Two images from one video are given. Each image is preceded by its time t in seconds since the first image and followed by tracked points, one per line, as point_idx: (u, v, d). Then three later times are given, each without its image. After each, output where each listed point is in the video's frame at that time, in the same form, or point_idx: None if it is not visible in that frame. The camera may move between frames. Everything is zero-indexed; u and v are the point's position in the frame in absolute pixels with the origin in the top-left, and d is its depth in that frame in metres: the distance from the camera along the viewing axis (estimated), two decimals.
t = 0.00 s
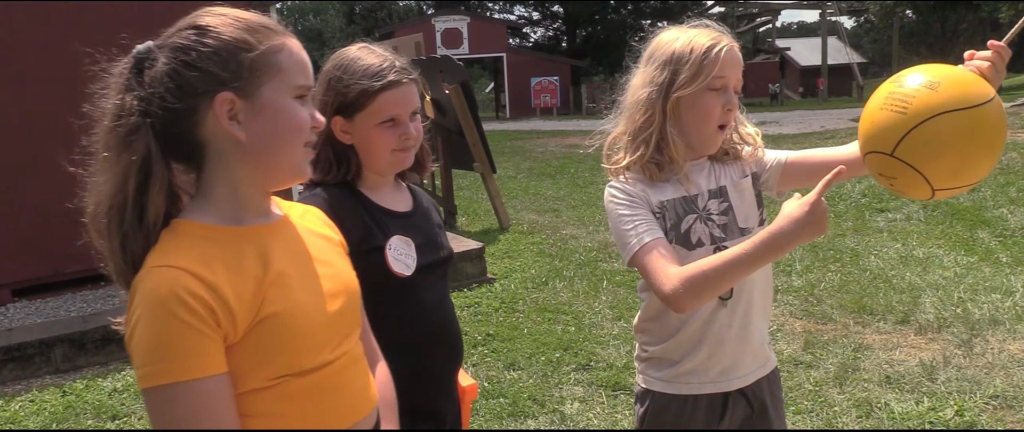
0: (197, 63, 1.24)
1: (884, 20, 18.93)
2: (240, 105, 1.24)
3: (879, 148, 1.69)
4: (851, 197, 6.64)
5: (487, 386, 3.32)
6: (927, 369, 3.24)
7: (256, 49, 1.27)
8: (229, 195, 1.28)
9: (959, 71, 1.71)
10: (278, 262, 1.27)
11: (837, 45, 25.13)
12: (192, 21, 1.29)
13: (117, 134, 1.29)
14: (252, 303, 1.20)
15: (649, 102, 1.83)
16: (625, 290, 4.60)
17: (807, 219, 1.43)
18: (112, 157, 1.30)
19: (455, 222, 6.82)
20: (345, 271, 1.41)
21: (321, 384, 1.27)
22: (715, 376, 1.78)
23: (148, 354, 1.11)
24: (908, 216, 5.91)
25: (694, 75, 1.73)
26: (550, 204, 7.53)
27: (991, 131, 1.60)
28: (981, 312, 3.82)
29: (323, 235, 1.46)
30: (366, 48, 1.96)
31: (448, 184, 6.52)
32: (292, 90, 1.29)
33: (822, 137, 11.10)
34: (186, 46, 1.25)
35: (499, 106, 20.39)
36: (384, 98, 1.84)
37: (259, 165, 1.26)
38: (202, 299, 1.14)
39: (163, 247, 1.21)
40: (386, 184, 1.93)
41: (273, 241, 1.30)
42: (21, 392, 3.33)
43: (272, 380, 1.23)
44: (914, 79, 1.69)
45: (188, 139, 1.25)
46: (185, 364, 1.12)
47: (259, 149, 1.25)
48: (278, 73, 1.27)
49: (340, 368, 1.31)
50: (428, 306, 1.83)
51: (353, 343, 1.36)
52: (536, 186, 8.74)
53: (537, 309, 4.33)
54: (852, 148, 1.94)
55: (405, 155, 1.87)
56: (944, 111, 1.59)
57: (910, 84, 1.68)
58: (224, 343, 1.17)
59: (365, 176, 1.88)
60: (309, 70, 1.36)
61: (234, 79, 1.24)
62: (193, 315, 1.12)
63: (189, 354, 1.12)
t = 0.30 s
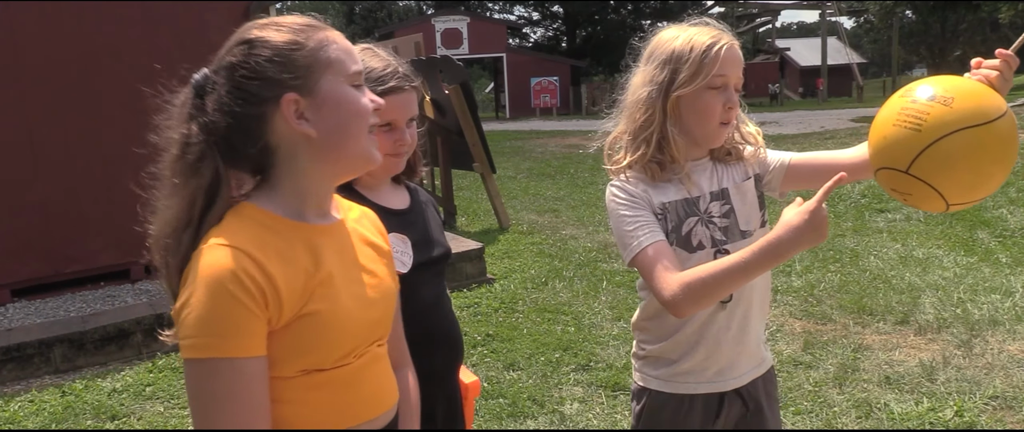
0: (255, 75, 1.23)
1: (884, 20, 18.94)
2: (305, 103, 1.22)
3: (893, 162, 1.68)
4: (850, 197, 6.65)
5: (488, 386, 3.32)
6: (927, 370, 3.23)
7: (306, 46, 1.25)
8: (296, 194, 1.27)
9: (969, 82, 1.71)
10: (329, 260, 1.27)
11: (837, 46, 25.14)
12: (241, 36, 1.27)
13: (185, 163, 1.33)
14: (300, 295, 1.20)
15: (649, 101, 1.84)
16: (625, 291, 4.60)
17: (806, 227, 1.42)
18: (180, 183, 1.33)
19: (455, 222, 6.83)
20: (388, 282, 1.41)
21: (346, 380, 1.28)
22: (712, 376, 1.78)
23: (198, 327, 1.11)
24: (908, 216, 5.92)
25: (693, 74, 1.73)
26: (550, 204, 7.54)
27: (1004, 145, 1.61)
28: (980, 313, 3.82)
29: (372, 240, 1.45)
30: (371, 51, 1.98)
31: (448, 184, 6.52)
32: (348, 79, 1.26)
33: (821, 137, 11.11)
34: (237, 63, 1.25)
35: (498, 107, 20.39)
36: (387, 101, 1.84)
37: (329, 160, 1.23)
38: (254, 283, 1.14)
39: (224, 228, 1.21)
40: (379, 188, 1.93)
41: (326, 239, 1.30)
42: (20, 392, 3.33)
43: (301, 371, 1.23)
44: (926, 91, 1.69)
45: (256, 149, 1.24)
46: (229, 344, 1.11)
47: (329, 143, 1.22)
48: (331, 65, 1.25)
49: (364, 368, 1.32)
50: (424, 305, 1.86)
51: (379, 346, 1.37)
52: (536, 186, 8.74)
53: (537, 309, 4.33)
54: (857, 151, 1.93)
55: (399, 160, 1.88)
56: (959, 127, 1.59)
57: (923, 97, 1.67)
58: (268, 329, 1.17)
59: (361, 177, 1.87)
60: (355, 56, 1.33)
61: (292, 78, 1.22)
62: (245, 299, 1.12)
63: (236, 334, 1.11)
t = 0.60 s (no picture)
0: (276, 78, 1.22)
1: (884, 20, 18.94)
2: (322, 112, 1.22)
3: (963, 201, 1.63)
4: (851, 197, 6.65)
5: (487, 386, 3.32)
6: (927, 370, 3.23)
7: (330, 54, 1.25)
8: (303, 194, 1.28)
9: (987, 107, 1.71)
10: (336, 256, 1.28)
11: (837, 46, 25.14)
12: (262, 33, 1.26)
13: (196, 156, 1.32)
14: (310, 292, 1.21)
15: (646, 101, 1.84)
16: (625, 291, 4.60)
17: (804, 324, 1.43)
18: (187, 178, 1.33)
19: (455, 222, 6.83)
20: (395, 271, 1.41)
21: (359, 374, 1.29)
22: (703, 376, 1.78)
23: (208, 327, 1.11)
24: (908, 216, 5.92)
25: (687, 81, 1.74)
26: (550, 204, 7.54)
27: None
28: (981, 313, 3.82)
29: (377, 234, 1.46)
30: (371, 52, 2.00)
31: (448, 184, 6.52)
32: (365, 91, 1.26)
33: (822, 137, 11.11)
34: (259, 61, 1.23)
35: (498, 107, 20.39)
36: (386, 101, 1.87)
37: (341, 172, 1.24)
38: (264, 280, 1.14)
39: (232, 228, 1.22)
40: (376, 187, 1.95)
41: (334, 237, 1.30)
42: (20, 392, 3.33)
43: (313, 366, 1.24)
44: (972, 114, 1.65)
45: (267, 149, 1.25)
46: (241, 343, 1.11)
47: (342, 156, 1.23)
48: (351, 76, 1.25)
49: (376, 362, 1.32)
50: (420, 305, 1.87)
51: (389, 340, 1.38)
52: (536, 186, 8.74)
53: (537, 309, 4.33)
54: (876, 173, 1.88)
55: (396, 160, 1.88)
56: None
57: (988, 130, 1.62)
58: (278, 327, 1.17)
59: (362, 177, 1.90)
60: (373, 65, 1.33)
61: (312, 88, 1.21)
62: (254, 298, 1.12)
63: (245, 333, 1.11)
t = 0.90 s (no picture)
0: (278, 67, 1.19)
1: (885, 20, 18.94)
2: (322, 108, 1.21)
3: None
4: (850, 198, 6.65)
5: (487, 386, 3.32)
6: (928, 370, 3.23)
7: (335, 55, 1.26)
8: (290, 195, 1.25)
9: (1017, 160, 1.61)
10: (332, 256, 1.28)
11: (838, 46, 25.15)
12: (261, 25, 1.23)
13: (187, 138, 1.24)
14: (318, 296, 1.20)
15: (654, 99, 1.87)
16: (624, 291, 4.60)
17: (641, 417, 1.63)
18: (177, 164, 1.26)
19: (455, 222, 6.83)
20: (379, 267, 1.43)
21: (372, 373, 1.30)
22: (696, 377, 1.79)
23: (225, 346, 1.07)
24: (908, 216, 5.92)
25: (689, 82, 1.76)
26: (550, 204, 7.54)
27: None
28: (981, 313, 3.82)
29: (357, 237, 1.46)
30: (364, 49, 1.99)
31: (448, 184, 6.52)
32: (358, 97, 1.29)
33: (821, 137, 11.11)
34: (263, 49, 1.20)
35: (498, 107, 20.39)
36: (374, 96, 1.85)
37: (329, 171, 1.24)
38: (276, 290, 1.12)
39: (227, 243, 1.18)
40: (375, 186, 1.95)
41: (326, 241, 1.30)
42: (20, 392, 3.33)
43: (328, 373, 1.23)
44: None
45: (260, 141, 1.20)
46: (263, 358, 1.09)
47: (333, 155, 1.22)
48: (351, 81, 1.27)
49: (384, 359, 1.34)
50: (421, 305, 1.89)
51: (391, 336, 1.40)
52: (536, 186, 8.75)
53: (537, 309, 4.33)
54: (899, 190, 1.73)
55: (391, 157, 1.90)
56: None
57: None
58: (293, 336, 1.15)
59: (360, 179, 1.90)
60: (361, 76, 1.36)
61: (318, 82, 1.21)
62: (270, 309, 1.10)
63: (265, 347, 1.09)
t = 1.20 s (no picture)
0: (275, 71, 1.20)
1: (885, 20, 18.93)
2: (319, 112, 1.22)
3: None
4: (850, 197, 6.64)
5: (487, 386, 3.32)
6: (927, 370, 3.23)
7: (330, 59, 1.28)
8: (288, 200, 1.25)
9: None
10: (334, 261, 1.28)
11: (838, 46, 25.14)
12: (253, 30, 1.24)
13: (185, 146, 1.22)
14: (323, 302, 1.20)
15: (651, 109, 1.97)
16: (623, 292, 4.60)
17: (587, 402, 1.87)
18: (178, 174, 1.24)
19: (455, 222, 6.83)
20: (376, 271, 1.43)
21: (378, 376, 1.30)
22: (687, 373, 1.79)
23: (238, 357, 1.07)
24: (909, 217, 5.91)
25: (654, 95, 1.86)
26: (550, 204, 7.54)
27: None
28: (981, 313, 3.82)
29: (353, 241, 1.45)
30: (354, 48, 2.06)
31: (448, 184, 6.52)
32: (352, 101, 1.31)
33: (822, 137, 11.10)
34: (260, 52, 1.21)
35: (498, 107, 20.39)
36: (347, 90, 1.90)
37: (327, 175, 1.25)
38: (285, 300, 1.12)
39: (230, 251, 1.17)
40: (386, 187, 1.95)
41: (326, 246, 1.30)
42: (20, 392, 3.33)
43: (337, 379, 1.23)
44: None
45: (259, 145, 1.20)
46: (276, 368, 1.09)
47: (332, 158, 1.24)
48: (344, 85, 1.29)
49: (388, 363, 1.34)
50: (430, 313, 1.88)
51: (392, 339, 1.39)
52: (536, 186, 8.75)
53: (537, 309, 4.33)
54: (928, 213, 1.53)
55: (378, 149, 1.90)
56: None
57: None
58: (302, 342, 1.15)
59: (360, 177, 1.92)
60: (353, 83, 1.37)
61: (315, 87, 1.22)
62: (280, 317, 1.10)
63: (277, 357, 1.09)
